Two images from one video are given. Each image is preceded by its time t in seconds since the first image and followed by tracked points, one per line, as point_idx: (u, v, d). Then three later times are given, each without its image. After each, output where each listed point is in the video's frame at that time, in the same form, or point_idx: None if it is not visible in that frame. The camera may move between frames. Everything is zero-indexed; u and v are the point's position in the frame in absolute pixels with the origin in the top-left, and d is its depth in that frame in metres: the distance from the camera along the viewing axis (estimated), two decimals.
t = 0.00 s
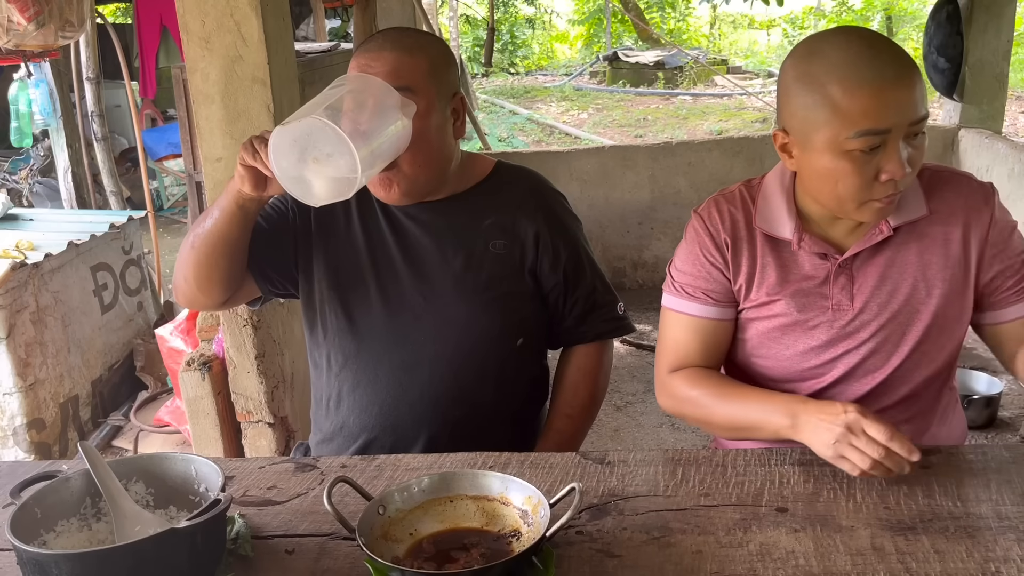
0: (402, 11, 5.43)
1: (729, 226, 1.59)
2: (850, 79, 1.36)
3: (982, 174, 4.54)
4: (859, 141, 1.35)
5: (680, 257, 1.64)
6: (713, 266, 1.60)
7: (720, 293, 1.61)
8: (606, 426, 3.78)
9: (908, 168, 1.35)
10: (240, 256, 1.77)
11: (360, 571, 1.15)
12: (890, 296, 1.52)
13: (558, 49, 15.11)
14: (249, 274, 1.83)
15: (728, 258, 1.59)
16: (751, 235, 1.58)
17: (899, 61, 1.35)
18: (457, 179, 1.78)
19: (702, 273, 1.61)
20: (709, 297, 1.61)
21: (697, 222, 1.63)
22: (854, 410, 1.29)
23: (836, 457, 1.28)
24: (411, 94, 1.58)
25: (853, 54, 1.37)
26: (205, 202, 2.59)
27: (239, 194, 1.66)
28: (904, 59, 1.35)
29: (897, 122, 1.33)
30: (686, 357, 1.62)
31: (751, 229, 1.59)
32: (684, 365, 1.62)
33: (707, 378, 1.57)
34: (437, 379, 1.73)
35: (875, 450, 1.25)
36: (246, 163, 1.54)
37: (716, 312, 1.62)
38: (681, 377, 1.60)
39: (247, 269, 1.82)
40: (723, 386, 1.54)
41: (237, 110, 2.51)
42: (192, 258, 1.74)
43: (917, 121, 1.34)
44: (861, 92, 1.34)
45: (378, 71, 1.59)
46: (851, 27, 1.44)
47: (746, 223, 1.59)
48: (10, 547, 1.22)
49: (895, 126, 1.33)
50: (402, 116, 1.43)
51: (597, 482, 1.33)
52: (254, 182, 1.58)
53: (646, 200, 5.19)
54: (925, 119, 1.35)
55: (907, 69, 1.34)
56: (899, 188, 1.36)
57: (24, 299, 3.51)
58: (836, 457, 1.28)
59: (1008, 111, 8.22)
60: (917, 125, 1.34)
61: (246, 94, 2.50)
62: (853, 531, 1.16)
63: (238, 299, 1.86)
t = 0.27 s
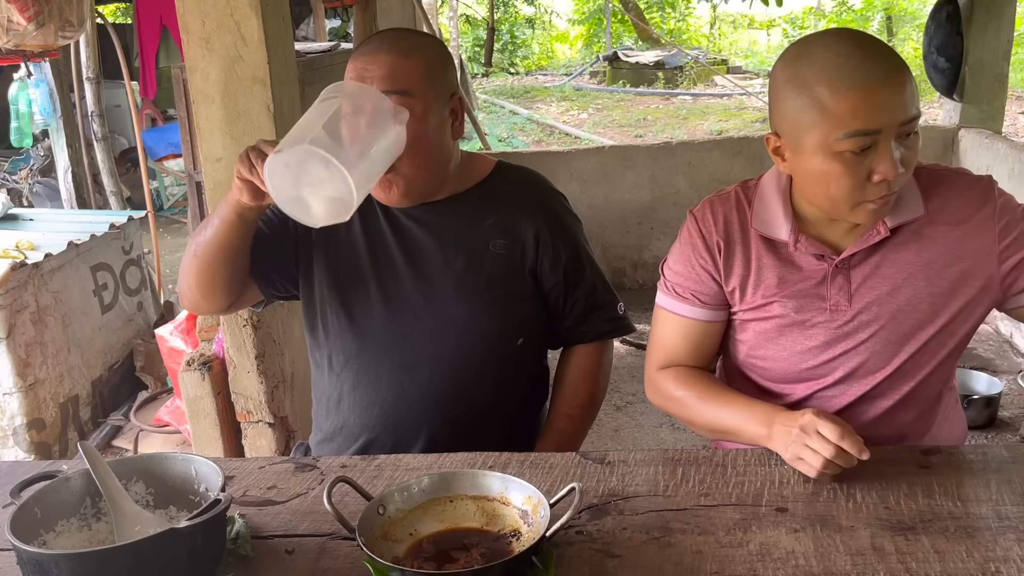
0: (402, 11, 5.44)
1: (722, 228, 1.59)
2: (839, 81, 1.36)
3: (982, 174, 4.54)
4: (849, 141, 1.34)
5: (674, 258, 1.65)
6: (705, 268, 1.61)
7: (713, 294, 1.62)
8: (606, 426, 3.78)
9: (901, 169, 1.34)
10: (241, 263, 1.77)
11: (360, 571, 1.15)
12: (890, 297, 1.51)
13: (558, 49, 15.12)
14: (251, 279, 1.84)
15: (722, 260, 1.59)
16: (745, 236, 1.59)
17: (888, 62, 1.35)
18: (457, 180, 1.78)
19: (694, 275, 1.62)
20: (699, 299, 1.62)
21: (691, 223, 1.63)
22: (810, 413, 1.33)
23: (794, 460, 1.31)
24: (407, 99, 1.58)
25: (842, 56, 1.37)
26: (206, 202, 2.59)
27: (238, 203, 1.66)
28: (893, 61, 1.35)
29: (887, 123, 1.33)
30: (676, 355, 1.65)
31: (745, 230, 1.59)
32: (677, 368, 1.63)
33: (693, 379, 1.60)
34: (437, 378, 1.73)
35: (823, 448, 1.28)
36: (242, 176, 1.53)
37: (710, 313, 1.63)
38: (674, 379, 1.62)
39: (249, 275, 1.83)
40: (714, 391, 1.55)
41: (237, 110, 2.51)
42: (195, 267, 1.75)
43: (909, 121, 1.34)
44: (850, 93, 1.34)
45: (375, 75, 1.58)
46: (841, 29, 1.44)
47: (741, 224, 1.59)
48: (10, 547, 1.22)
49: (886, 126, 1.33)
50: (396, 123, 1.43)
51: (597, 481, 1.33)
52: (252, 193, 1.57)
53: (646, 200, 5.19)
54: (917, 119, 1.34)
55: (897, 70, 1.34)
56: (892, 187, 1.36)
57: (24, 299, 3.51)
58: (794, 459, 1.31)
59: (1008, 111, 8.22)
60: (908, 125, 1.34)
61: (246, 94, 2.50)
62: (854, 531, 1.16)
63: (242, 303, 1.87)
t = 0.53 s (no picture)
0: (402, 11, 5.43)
1: (722, 229, 1.59)
2: (836, 83, 1.36)
3: (982, 174, 4.54)
4: (846, 145, 1.34)
5: (674, 259, 1.65)
6: (705, 269, 1.61)
7: (713, 296, 1.62)
8: (606, 426, 3.78)
9: (898, 172, 1.34)
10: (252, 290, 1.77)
11: (360, 571, 1.15)
12: (889, 299, 1.51)
13: (558, 49, 15.12)
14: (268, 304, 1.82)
15: (721, 262, 1.59)
16: (745, 237, 1.59)
17: (886, 63, 1.35)
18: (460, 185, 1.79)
19: (694, 276, 1.62)
20: (699, 300, 1.62)
21: (691, 224, 1.63)
22: (806, 417, 1.33)
23: (789, 463, 1.31)
24: (398, 120, 1.57)
25: (841, 58, 1.37)
26: (206, 203, 2.59)
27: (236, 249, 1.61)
28: (892, 62, 1.35)
29: (884, 126, 1.33)
30: (676, 356, 1.65)
31: (745, 231, 1.59)
32: (677, 369, 1.64)
33: (694, 379, 1.60)
34: (439, 378, 1.73)
35: (815, 451, 1.28)
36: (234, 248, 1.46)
37: (710, 315, 1.63)
38: (673, 379, 1.62)
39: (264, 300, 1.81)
40: (714, 393, 1.55)
41: (236, 110, 2.51)
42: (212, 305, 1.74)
43: (907, 124, 1.34)
44: (848, 96, 1.34)
45: (367, 94, 1.58)
46: (840, 30, 1.44)
47: (741, 225, 1.59)
48: (10, 547, 1.22)
49: (883, 129, 1.33)
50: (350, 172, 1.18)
51: (597, 482, 1.33)
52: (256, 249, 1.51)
53: (646, 200, 5.19)
54: (916, 122, 1.34)
55: (895, 72, 1.34)
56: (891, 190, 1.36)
57: (24, 299, 3.51)
58: (789, 463, 1.31)
59: (1008, 111, 8.22)
60: (907, 128, 1.34)
61: (246, 94, 2.50)
62: (853, 531, 1.16)
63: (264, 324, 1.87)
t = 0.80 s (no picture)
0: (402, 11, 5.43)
1: (721, 230, 1.59)
2: (833, 85, 1.36)
3: (982, 174, 4.54)
4: (842, 147, 1.34)
5: (675, 261, 1.65)
6: (704, 272, 1.61)
7: (712, 298, 1.62)
8: (606, 426, 3.78)
9: (895, 175, 1.34)
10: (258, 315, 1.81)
11: (360, 571, 1.15)
12: (888, 301, 1.51)
13: (558, 49, 15.12)
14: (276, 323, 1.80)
15: (722, 265, 1.59)
16: (745, 240, 1.58)
17: (884, 65, 1.34)
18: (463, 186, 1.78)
19: (694, 278, 1.62)
20: (699, 302, 1.62)
21: (691, 226, 1.63)
22: (801, 421, 1.32)
23: (787, 468, 1.31)
24: (414, 137, 1.55)
25: (839, 59, 1.37)
26: (206, 203, 2.59)
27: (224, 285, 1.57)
28: (890, 65, 1.35)
29: (881, 128, 1.32)
30: (676, 357, 1.66)
31: (745, 233, 1.58)
32: (677, 371, 1.64)
33: (693, 381, 1.60)
34: (439, 379, 1.73)
35: (813, 458, 1.27)
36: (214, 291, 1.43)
37: (710, 318, 1.63)
38: (673, 381, 1.62)
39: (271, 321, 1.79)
40: (713, 395, 1.56)
41: (236, 110, 2.51)
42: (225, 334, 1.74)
43: (905, 126, 1.33)
44: (845, 98, 1.34)
45: (380, 111, 1.56)
46: (840, 31, 1.44)
47: (740, 227, 1.59)
48: (10, 547, 1.22)
49: (880, 132, 1.33)
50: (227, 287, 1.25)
51: (597, 482, 1.33)
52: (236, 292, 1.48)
53: (646, 200, 5.19)
54: (913, 124, 1.34)
55: (893, 74, 1.34)
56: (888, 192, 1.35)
57: (24, 299, 3.51)
58: (787, 468, 1.31)
59: (1008, 111, 8.22)
60: (904, 131, 1.33)
61: (246, 94, 2.50)
62: (853, 531, 1.16)
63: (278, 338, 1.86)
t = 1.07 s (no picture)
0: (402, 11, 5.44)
1: (720, 232, 1.59)
2: (825, 86, 1.36)
3: (982, 174, 4.54)
4: (832, 149, 1.34)
5: (674, 263, 1.65)
6: (703, 274, 1.61)
7: (711, 300, 1.62)
8: (606, 426, 3.79)
9: (887, 177, 1.33)
10: (255, 335, 1.86)
11: (360, 571, 1.15)
12: (888, 302, 1.51)
13: (558, 49, 15.13)
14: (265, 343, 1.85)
15: (722, 268, 1.59)
16: (743, 242, 1.58)
17: (878, 67, 1.34)
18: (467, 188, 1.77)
19: (693, 280, 1.62)
20: (699, 304, 1.63)
21: (690, 228, 1.63)
22: (799, 422, 1.33)
23: (787, 469, 1.30)
24: (427, 143, 1.55)
25: (833, 60, 1.37)
26: (206, 203, 2.59)
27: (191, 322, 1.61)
28: (885, 66, 1.35)
29: (873, 131, 1.32)
30: (676, 360, 1.66)
31: (743, 235, 1.59)
32: (676, 374, 1.64)
33: (693, 383, 1.60)
34: (438, 380, 1.73)
35: (812, 458, 1.27)
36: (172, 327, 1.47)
37: (709, 320, 1.64)
38: (672, 384, 1.62)
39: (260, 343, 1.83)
40: (711, 397, 1.56)
41: (236, 110, 2.51)
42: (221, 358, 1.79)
43: (898, 129, 1.32)
44: (837, 100, 1.34)
45: (394, 117, 1.55)
46: (837, 32, 1.44)
47: (739, 229, 1.59)
48: (10, 547, 1.22)
49: (871, 135, 1.32)
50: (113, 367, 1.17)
51: (597, 482, 1.33)
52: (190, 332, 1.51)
53: (646, 200, 5.19)
54: (907, 126, 1.33)
55: (886, 76, 1.34)
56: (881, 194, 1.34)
57: (24, 299, 3.51)
58: (786, 469, 1.30)
59: (1008, 111, 8.21)
60: (897, 133, 1.33)
61: (246, 94, 2.50)
62: (853, 531, 1.16)
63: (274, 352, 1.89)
